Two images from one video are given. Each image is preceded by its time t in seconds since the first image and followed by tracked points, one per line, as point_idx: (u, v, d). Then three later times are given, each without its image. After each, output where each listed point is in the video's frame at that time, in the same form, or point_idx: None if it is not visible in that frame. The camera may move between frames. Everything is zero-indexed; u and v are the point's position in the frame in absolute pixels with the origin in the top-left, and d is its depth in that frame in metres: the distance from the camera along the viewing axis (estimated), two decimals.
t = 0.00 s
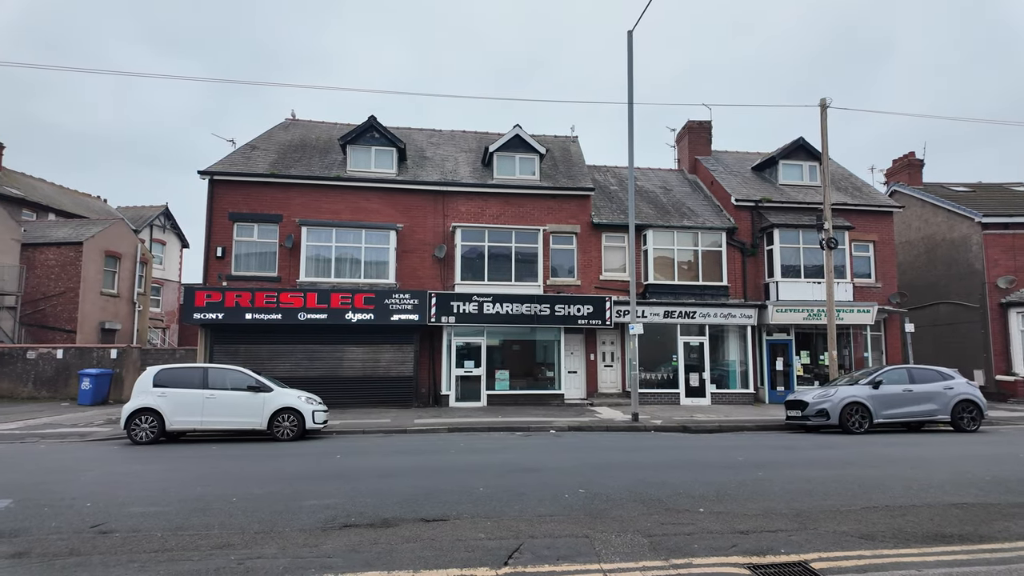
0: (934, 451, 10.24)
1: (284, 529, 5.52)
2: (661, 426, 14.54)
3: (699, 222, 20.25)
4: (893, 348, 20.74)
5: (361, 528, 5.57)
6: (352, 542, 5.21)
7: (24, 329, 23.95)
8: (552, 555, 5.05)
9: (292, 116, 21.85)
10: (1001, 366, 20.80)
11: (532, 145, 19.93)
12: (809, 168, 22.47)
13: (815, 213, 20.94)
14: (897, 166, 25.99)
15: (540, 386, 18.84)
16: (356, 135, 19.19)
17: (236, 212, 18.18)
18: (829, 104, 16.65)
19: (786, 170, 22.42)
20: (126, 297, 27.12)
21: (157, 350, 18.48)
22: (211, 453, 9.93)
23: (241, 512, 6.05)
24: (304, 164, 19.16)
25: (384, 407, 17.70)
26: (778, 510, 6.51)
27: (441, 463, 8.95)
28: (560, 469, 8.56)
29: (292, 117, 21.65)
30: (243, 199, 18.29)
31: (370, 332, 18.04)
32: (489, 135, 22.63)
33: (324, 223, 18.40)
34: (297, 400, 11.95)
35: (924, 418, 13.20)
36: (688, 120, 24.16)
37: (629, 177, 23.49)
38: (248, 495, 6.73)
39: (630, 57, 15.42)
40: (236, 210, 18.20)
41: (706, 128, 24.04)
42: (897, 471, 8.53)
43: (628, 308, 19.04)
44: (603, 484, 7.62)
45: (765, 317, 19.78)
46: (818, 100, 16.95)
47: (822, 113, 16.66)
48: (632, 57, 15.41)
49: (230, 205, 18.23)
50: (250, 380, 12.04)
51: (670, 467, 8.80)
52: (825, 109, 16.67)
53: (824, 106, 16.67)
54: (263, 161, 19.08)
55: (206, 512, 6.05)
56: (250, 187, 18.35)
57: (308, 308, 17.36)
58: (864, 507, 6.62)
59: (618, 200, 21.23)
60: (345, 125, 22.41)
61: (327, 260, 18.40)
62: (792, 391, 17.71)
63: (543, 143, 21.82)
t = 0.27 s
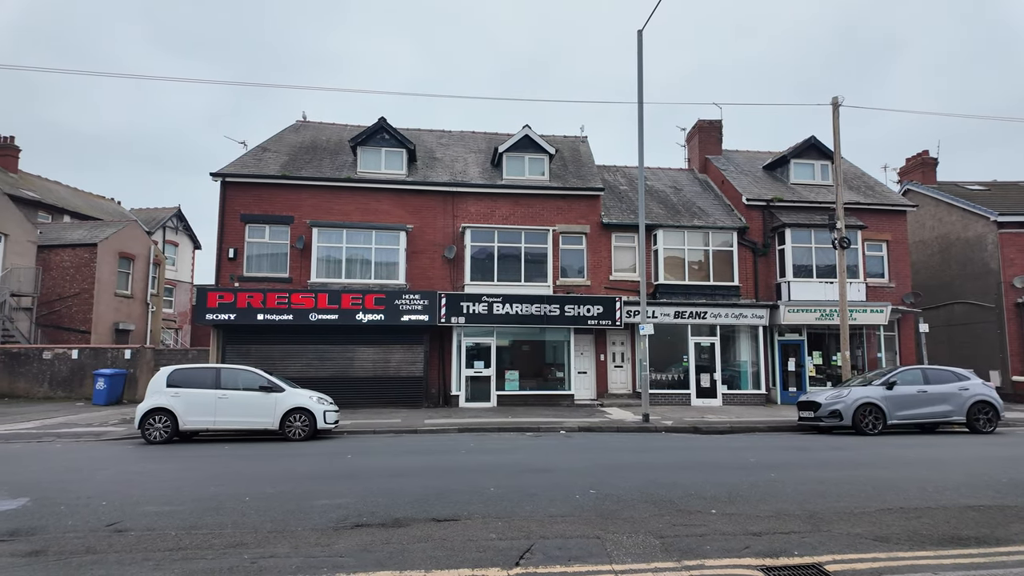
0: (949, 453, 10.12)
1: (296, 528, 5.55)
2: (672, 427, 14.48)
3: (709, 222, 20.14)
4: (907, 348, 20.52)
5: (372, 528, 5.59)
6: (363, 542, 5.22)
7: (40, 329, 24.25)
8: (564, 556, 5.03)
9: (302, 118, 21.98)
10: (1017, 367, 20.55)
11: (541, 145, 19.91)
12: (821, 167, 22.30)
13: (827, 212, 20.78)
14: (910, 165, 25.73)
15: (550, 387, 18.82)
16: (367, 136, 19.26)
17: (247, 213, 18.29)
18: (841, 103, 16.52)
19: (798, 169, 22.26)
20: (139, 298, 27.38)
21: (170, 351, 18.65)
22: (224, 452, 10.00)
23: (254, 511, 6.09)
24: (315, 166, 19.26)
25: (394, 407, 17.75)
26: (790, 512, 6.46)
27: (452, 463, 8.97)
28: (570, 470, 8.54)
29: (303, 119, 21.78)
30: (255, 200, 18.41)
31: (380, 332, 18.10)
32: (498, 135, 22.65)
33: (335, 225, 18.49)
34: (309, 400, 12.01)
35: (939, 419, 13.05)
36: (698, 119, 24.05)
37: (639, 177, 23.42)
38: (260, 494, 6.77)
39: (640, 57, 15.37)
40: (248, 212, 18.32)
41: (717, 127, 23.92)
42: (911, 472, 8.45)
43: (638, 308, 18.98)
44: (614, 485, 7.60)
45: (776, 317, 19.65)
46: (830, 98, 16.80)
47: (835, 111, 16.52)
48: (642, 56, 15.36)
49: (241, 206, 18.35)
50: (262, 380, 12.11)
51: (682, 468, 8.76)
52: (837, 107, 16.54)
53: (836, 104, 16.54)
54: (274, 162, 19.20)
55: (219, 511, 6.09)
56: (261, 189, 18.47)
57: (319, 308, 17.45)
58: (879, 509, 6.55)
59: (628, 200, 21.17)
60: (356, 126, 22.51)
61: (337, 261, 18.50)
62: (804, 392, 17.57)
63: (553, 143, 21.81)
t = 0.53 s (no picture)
0: (968, 454, 9.98)
1: (310, 527, 5.58)
2: (685, 427, 14.41)
3: (722, 221, 20.02)
4: (924, 348, 20.26)
5: (386, 527, 5.62)
6: (377, 541, 5.25)
7: (59, 330, 24.61)
8: (577, 556, 5.02)
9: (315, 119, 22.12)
10: None
11: (553, 145, 19.89)
12: (836, 166, 22.08)
13: (842, 211, 20.57)
14: (927, 162, 25.42)
15: (562, 387, 18.79)
16: (379, 137, 19.34)
17: (261, 215, 18.44)
18: (856, 100, 16.34)
19: (812, 168, 22.06)
20: (156, 299, 27.70)
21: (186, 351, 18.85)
22: (238, 452, 10.08)
23: (269, 510, 6.14)
24: (328, 167, 19.38)
25: (407, 407, 17.82)
26: (806, 514, 6.40)
27: (465, 462, 8.98)
28: (583, 470, 8.52)
29: (316, 121, 21.92)
30: (269, 202, 18.56)
31: (393, 332, 18.17)
32: (510, 136, 22.66)
33: (348, 226, 18.59)
34: (322, 400, 12.09)
35: (958, 420, 12.88)
36: (711, 118, 23.91)
37: (652, 176, 23.32)
38: (275, 494, 6.83)
39: (652, 56, 15.31)
40: (262, 213, 18.47)
41: (730, 125, 23.76)
42: (929, 474, 8.34)
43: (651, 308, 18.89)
44: (627, 485, 7.57)
45: (791, 317, 19.49)
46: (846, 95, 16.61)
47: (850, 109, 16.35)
48: (655, 55, 15.30)
49: (255, 208, 18.50)
50: (277, 380, 12.20)
51: (696, 469, 8.71)
52: (852, 105, 16.36)
53: (852, 102, 16.37)
54: (287, 164, 19.34)
55: (235, 510, 6.14)
56: (275, 190, 18.61)
57: (333, 309, 17.55)
58: (896, 511, 6.47)
59: (640, 200, 21.08)
60: (368, 127, 22.61)
61: (350, 262, 18.60)
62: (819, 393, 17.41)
63: (565, 143, 21.78)
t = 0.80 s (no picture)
0: (990, 456, 9.81)
1: (327, 526, 5.63)
2: (701, 428, 14.32)
3: (738, 221, 19.86)
4: (944, 349, 19.94)
5: (402, 527, 5.64)
6: (394, 540, 5.28)
7: (80, 331, 25.03)
8: (593, 557, 5.02)
9: (330, 122, 22.29)
10: None
11: (566, 145, 19.87)
12: (854, 164, 21.83)
13: (860, 210, 20.32)
14: (947, 160, 25.06)
15: (576, 388, 18.75)
16: (393, 139, 19.45)
17: (277, 217, 18.62)
18: (874, 98, 16.13)
19: (829, 166, 21.82)
20: (174, 300, 28.06)
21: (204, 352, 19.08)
22: (256, 451, 10.18)
23: (287, 509, 6.19)
24: (342, 169, 19.52)
25: (421, 407, 17.89)
26: (824, 516, 6.34)
27: (480, 463, 8.99)
28: (598, 471, 8.50)
29: (331, 124, 22.09)
30: (285, 204, 18.73)
31: (407, 333, 18.26)
32: (523, 136, 22.68)
33: (363, 227, 18.72)
34: (338, 400, 12.18)
35: (979, 422, 12.67)
36: (726, 116, 23.75)
37: (666, 176, 23.20)
38: (292, 493, 6.89)
39: (666, 55, 15.23)
40: (278, 215, 18.65)
41: (745, 124, 23.58)
42: (950, 476, 8.21)
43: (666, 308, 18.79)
44: (643, 486, 7.54)
45: (808, 317, 19.29)
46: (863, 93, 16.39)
47: (867, 107, 16.15)
48: (668, 54, 15.22)
49: (271, 210, 18.68)
50: (293, 380, 12.31)
51: (712, 470, 8.65)
52: (870, 102, 16.16)
53: (869, 99, 16.17)
54: (303, 166, 19.50)
55: (253, 509, 6.20)
56: (291, 192, 18.78)
57: (348, 310, 17.67)
58: (917, 513, 6.38)
59: (655, 199, 20.99)
60: (382, 129, 22.75)
61: (365, 263, 18.72)
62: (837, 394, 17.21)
63: (578, 143, 21.75)
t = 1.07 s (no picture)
0: (1017, 459, 9.61)
1: (346, 525, 5.67)
2: (719, 429, 14.20)
3: (756, 220, 19.67)
4: (968, 349, 19.57)
5: (420, 526, 5.67)
6: (412, 540, 5.30)
7: (103, 332, 25.47)
8: (611, 558, 5.00)
9: (347, 124, 22.47)
10: None
11: (581, 145, 19.82)
12: (874, 162, 21.51)
13: (881, 208, 20.02)
14: (970, 157, 24.61)
15: (591, 388, 18.68)
16: (409, 141, 19.54)
17: (295, 219, 18.80)
18: (895, 94, 15.88)
19: (848, 164, 21.53)
20: (194, 301, 28.45)
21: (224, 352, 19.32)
22: (275, 451, 10.28)
23: (306, 508, 6.25)
24: (359, 171, 19.66)
25: (437, 408, 17.94)
26: (846, 518, 6.26)
27: (497, 463, 9.00)
28: (615, 472, 8.46)
29: (347, 126, 22.26)
30: (302, 206, 18.91)
31: (424, 333, 18.33)
32: (538, 137, 22.67)
33: (379, 228, 18.83)
34: (356, 400, 12.26)
35: (1005, 424, 12.42)
36: (743, 115, 23.54)
37: (682, 175, 23.06)
38: (311, 492, 6.95)
39: (682, 53, 15.13)
40: (296, 217, 18.83)
41: (762, 122, 23.35)
42: (974, 479, 8.06)
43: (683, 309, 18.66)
44: (661, 488, 7.50)
45: (827, 317, 19.05)
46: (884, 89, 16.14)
47: (888, 103, 15.91)
48: (684, 53, 15.12)
49: (289, 212, 18.86)
50: (312, 380, 12.41)
51: (730, 472, 8.57)
52: (890, 99, 15.91)
53: (890, 96, 15.92)
54: (320, 168, 19.67)
55: (273, 507, 6.27)
56: (308, 194, 18.95)
57: (365, 310, 17.77)
58: (942, 517, 6.27)
59: (671, 199, 20.86)
60: (398, 131, 22.87)
61: (382, 264, 18.83)
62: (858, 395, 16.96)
63: (593, 143, 21.70)
